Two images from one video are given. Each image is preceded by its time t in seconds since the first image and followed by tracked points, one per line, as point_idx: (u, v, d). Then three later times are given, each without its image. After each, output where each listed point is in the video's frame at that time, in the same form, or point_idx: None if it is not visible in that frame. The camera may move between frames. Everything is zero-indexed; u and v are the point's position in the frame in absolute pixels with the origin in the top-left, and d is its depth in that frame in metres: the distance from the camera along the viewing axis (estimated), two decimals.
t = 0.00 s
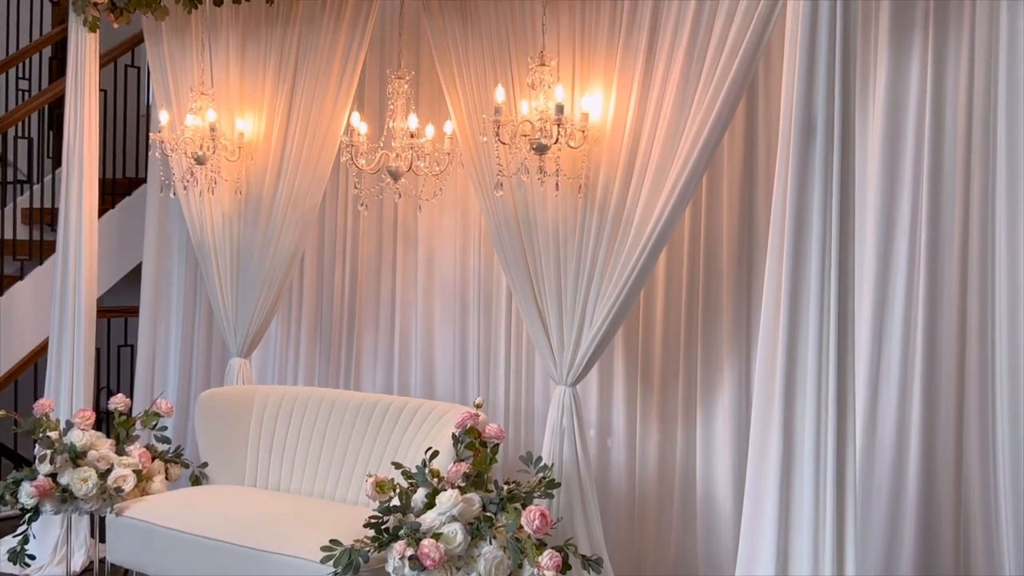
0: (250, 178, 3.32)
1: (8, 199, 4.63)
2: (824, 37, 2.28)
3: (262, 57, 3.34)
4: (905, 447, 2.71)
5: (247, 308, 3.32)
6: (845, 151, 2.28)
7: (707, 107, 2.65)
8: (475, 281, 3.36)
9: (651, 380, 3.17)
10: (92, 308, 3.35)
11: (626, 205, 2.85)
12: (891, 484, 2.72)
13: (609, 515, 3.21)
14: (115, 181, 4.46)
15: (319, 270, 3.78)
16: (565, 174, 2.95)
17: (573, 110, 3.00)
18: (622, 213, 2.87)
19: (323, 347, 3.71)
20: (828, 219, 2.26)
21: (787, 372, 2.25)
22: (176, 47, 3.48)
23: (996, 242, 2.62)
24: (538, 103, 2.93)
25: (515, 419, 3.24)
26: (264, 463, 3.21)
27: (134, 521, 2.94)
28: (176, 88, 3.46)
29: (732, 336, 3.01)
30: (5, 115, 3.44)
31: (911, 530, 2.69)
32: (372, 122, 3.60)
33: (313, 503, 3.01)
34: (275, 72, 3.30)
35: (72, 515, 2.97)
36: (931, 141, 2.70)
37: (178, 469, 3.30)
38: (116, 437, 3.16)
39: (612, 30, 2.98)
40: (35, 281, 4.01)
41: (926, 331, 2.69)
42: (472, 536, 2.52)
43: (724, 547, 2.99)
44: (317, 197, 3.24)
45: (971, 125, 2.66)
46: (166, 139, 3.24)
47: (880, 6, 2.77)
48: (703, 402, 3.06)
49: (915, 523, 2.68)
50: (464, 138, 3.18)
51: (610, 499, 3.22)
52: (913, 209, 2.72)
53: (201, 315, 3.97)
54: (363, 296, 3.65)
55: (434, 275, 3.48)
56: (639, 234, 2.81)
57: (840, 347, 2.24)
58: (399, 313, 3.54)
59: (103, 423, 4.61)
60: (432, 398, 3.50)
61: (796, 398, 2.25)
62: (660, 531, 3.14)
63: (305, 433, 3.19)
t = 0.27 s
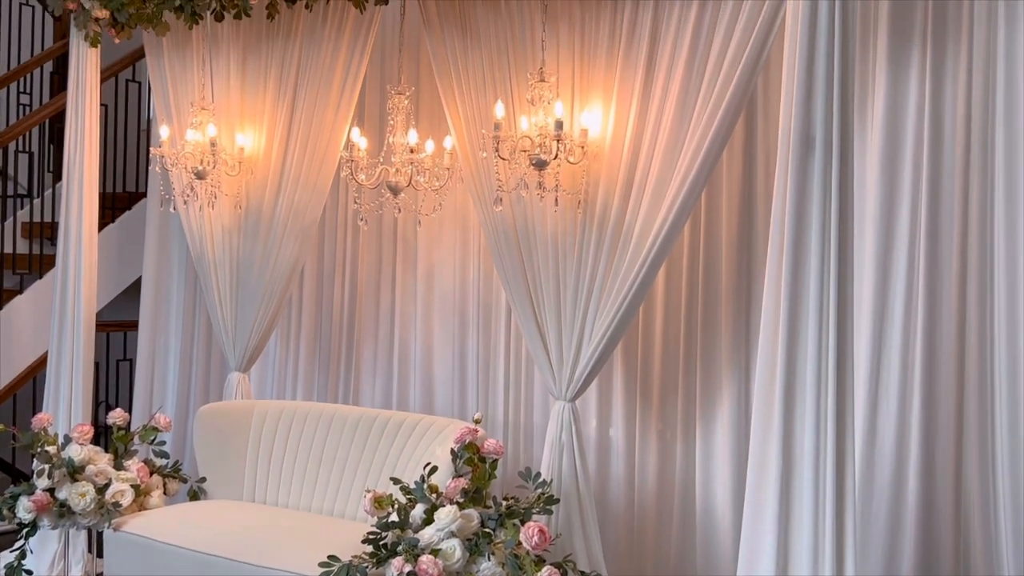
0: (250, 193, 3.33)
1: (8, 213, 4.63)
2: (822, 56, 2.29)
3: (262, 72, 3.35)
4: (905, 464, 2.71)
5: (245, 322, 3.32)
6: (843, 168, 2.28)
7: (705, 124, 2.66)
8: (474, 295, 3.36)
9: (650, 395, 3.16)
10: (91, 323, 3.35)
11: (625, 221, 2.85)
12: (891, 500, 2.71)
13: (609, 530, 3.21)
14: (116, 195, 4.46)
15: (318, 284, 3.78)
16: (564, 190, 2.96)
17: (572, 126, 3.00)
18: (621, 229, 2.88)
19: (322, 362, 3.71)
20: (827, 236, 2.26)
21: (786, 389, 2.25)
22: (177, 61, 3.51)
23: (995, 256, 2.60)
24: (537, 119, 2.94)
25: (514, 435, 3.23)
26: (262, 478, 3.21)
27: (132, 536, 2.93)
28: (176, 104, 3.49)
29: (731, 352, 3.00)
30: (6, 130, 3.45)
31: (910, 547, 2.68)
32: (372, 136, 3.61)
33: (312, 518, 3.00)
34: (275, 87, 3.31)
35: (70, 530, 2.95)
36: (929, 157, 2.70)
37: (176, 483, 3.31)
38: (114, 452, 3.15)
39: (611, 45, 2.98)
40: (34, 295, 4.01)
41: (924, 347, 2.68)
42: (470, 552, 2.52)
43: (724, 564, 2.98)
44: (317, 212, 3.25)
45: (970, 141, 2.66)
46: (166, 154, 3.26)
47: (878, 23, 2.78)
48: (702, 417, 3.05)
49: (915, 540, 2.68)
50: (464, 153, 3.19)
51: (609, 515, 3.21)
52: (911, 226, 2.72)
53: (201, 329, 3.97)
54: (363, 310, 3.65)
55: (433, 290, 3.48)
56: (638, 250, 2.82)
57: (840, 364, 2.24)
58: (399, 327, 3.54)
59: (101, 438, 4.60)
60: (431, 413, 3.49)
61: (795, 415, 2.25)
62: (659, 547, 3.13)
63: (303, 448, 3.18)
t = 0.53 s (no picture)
0: (249, 206, 3.33)
1: (8, 226, 4.64)
2: (821, 77, 2.30)
3: (263, 86, 3.36)
4: (903, 480, 2.70)
5: (244, 336, 3.32)
6: (842, 184, 2.29)
7: (703, 142, 2.70)
8: (473, 309, 3.37)
9: (649, 410, 3.16)
10: (90, 335, 3.34)
11: (625, 237, 2.85)
12: (890, 517, 2.71)
13: (607, 546, 3.19)
14: (115, 208, 4.47)
15: (317, 298, 3.78)
16: (563, 205, 2.96)
17: (571, 141, 3.00)
18: (620, 244, 2.88)
19: (321, 375, 3.70)
20: (825, 251, 2.26)
21: (785, 406, 2.24)
22: (177, 75, 3.52)
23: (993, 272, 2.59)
24: (537, 134, 2.95)
25: (512, 450, 3.23)
26: (260, 492, 3.21)
27: (129, 550, 2.93)
28: (177, 117, 3.50)
29: (730, 368, 3.00)
30: (7, 142, 3.46)
31: (909, 564, 2.67)
32: (372, 151, 3.62)
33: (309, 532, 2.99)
34: (276, 101, 3.32)
35: (66, 544, 2.93)
36: (927, 174, 2.71)
37: (173, 497, 3.30)
38: (111, 465, 3.16)
39: (611, 61, 2.98)
40: (33, 308, 4.00)
41: (923, 364, 2.68)
42: (468, 568, 2.51)
43: None
44: (316, 225, 3.25)
45: (968, 157, 2.67)
46: (166, 167, 3.27)
47: (876, 39, 2.79)
48: (701, 432, 3.05)
49: (915, 556, 2.67)
50: (464, 169, 3.19)
51: (608, 531, 3.20)
52: (910, 243, 2.72)
53: (199, 342, 3.97)
54: (361, 323, 3.65)
55: (432, 304, 3.48)
56: (637, 265, 2.82)
57: (839, 381, 2.24)
58: (397, 342, 3.54)
59: (99, 451, 4.59)
60: (429, 428, 3.48)
61: (794, 432, 2.24)
62: (658, 563, 3.12)
63: (301, 462, 3.18)
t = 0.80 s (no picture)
0: (249, 219, 3.33)
1: (7, 237, 4.64)
2: (819, 95, 2.31)
3: (264, 99, 3.36)
4: (902, 497, 2.70)
5: (242, 349, 3.31)
6: (841, 203, 2.29)
7: (702, 159, 2.71)
8: (472, 322, 3.36)
9: (648, 425, 3.16)
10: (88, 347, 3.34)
11: (624, 251, 2.86)
12: (888, 534, 2.70)
13: (605, 562, 3.18)
14: (115, 220, 4.47)
15: (316, 311, 3.78)
16: (562, 220, 2.96)
17: (571, 156, 3.01)
18: (619, 259, 2.88)
19: (319, 389, 3.70)
20: (824, 267, 2.27)
21: (783, 424, 2.24)
22: (178, 87, 3.53)
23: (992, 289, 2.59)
24: (537, 149, 2.95)
25: (510, 465, 3.22)
26: (256, 505, 3.20)
27: (124, 563, 2.90)
28: (177, 130, 3.50)
29: (729, 383, 3.00)
30: (7, 154, 3.47)
31: None
32: (372, 165, 3.62)
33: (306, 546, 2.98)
34: (276, 114, 3.33)
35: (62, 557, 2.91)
36: (926, 190, 2.71)
37: (170, 511, 3.30)
38: (108, 478, 3.16)
39: (611, 76, 2.98)
40: (31, 319, 3.99)
41: (922, 381, 2.68)
42: None
43: None
44: (316, 238, 3.25)
45: (966, 173, 2.67)
46: (166, 180, 3.29)
47: (875, 56, 2.80)
48: (699, 448, 3.05)
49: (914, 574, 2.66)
50: (463, 183, 3.19)
51: (606, 546, 3.19)
52: (909, 260, 2.73)
53: (198, 355, 3.96)
54: (360, 337, 3.65)
55: (431, 317, 3.48)
56: (636, 280, 2.82)
57: (836, 399, 2.24)
58: (396, 356, 3.54)
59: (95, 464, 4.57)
60: (427, 442, 3.48)
61: (792, 448, 2.24)
62: None
63: (298, 476, 3.17)
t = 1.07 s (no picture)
0: (248, 231, 3.33)
1: (6, 248, 4.64)
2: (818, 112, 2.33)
3: (264, 112, 3.37)
4: (900, 514, 2.69)
5: (240, 361, 3.30)
6: (839, 224, 2.32)
7: (700, 175, 2.72)
8: (470, 336, 3.37)
9: (646, 440, 3.15)
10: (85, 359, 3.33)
11: (623, 265, 2.86)
12: (886, 551, 2.69)
13: None
14: (114, 231, 4.47)
15: (314, 324, 3.78)
16: (561, 234, 2.97)
17: (569, 171, 3.00)
18: (617, 273, 2.88)
19: (316, 402, 3.69)
20: (823, 285, 2.28)
21: (781, 444, 2.25)
22: (179, 99, 3.54)
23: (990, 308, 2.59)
24: (536, 163, 2.96)
25: (507, 479, 3.21)
26: (252, 519, 3.18)
27: None
28: (177, 141, 3.51)
29: (727, 399, 2.99)
30: (7, 164, 3.47)
31: None
32: (372, 178, 3.63)
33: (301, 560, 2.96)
34: (276, 127, 3.34)
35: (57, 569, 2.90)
36: (924, 207, 2.71)
37: (166, 523, 3.29)
38: (104, 490, 3.14)
39: (610, 91, 2.98)
40: (29, 330, 3.99)
41: (920, 399, 2.68)
42: None
43: None
44: (315, 251, 3.25)
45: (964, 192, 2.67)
46: (166, 192, 3.31)
47: (874, 73, 2.80)
48: (697, 463, 3.04)
49: None
50: (463, 197, 3.20)
51: (603, 562, 3.17)
52: (907, 277, 2.72)
53: (195, 367, 3.96)
54: (358, 350, 3.64)
55: (429, 330, 3.48)
56: (635, 294, 2.82)
57: (834, 419, 2.25)
58: (394, 369, 3.53)
59: (91, 476, 4.55)
60: (424, 456, 3.47)
61: (791, 464, 2.25)
62: None
63: (295, 489, 3.16)
